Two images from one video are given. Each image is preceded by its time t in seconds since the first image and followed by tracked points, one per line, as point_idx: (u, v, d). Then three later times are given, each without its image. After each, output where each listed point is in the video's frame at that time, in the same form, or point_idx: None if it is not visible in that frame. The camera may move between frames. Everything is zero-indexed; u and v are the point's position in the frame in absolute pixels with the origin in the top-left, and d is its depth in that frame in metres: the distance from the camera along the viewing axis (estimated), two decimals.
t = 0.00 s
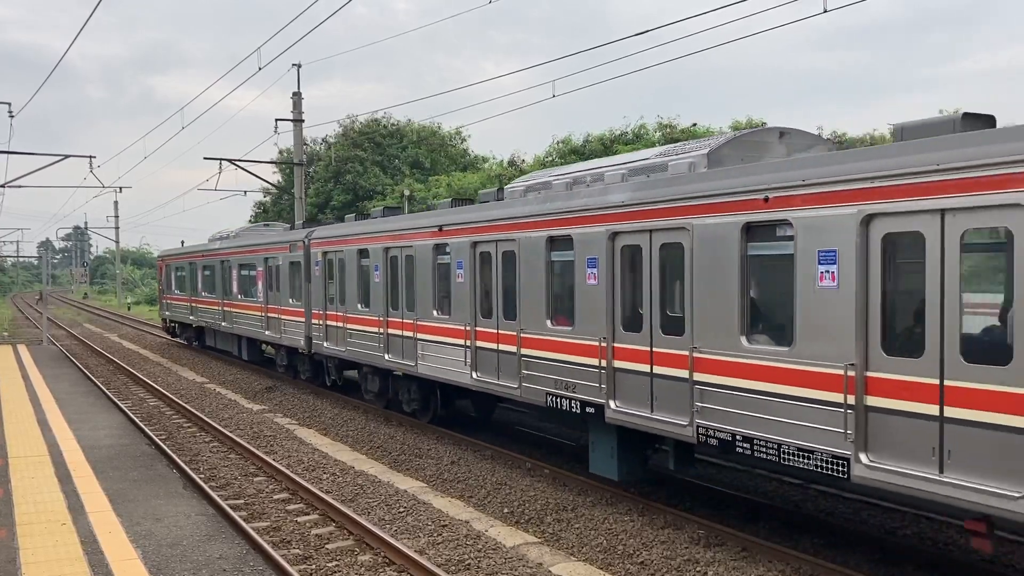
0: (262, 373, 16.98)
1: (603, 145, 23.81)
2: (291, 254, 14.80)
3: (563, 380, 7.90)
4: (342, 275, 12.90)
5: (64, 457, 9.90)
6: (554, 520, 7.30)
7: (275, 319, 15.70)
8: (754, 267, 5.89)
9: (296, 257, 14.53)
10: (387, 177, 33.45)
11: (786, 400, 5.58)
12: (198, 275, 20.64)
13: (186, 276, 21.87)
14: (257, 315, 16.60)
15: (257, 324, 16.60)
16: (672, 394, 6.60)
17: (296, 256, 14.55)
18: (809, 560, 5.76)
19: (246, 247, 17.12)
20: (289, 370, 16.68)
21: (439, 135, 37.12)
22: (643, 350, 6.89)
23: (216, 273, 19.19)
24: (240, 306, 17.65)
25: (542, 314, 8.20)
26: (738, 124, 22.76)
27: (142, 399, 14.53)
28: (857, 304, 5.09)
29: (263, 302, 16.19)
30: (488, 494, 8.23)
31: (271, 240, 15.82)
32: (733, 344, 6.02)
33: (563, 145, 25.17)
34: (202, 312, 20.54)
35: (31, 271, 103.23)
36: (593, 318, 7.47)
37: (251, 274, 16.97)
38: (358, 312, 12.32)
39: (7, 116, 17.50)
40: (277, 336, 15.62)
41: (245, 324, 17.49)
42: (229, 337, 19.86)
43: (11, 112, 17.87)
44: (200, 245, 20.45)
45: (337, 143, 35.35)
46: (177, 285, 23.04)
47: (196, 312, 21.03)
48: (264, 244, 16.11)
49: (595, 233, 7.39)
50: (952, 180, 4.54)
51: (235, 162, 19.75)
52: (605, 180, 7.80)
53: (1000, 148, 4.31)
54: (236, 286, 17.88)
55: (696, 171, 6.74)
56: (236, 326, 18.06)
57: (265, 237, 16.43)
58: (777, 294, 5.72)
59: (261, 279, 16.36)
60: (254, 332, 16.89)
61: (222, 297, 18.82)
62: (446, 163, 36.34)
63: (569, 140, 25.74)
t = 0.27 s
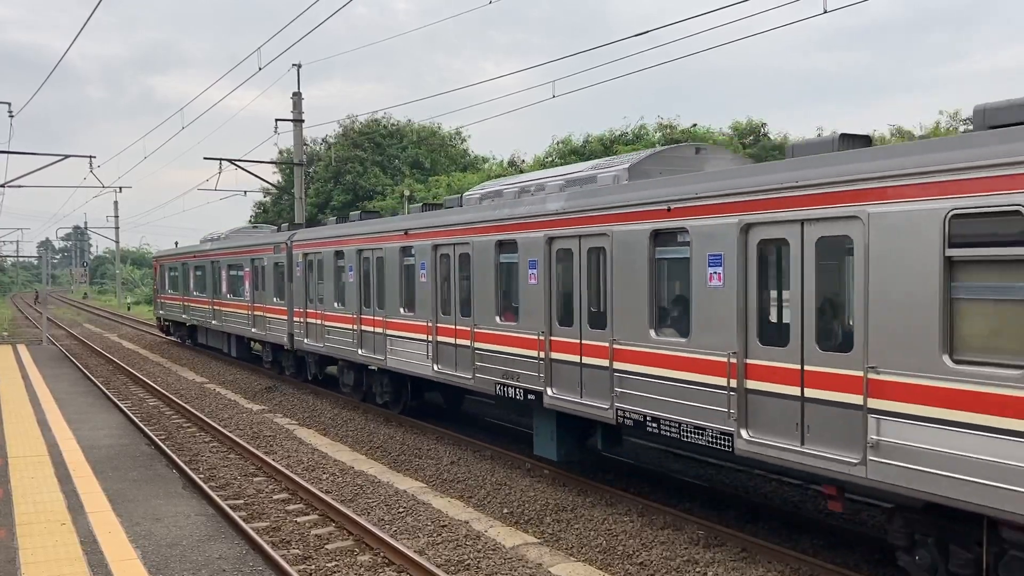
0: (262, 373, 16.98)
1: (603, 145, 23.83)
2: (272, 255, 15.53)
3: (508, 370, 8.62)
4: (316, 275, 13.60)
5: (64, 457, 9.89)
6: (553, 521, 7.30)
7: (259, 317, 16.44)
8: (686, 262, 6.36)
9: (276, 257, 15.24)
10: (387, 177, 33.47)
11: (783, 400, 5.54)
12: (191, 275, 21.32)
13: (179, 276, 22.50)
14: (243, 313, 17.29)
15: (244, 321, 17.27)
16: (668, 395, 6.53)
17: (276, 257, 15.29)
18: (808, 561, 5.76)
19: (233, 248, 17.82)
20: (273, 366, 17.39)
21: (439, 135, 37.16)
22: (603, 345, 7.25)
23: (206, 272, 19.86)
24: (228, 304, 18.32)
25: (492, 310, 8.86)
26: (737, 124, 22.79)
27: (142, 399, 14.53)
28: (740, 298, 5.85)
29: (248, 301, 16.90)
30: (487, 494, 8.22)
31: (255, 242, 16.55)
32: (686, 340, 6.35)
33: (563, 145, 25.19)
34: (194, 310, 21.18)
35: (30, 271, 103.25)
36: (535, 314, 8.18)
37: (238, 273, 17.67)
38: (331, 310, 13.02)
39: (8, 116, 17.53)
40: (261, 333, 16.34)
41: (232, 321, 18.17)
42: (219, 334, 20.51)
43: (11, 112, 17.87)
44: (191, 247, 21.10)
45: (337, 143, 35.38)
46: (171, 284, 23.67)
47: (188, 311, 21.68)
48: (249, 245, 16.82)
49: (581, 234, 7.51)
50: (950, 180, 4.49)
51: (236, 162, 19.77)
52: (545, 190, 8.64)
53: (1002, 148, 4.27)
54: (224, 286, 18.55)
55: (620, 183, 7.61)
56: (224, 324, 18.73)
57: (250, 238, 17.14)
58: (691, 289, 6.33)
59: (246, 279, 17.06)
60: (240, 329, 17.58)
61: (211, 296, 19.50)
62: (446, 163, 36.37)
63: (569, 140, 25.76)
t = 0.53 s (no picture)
0: (262, 373, 16.98)
1: (603, 145, 23.80)
2: (259, 256, 16.37)
3: (462, 361, 9.55)
4: (299, 274, 14.45)
5: (64, 458, 9.89)
6: (553, 521, 7.30)
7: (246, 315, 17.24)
8: (613, 264, 7.13)
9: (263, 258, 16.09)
10: (387, 177, 33.44)
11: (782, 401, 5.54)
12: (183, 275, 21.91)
13: (172, 277, 23.04)
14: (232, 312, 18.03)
15: (233, 320, 17.96)
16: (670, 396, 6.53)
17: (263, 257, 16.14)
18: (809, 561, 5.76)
19: (223, 249, 18.53)
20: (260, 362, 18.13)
21: (439, 135, 37.15)
22: (598, 346, 7.35)
23: (198, 273, 20.50)
24: (218, 303, 18.99)
25: (486, 311, 9.07)
26: (737, 125, 22.77)
27: (141, 399, 14.53)
28: (646, 293, 6.76)
29: (237, 299, 17.66)
30: (487, 495, 8.22)
31: (244, 243, 17.36)
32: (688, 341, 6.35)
33: (563, 146, 25.16)
34: (186, 309, 21.74)
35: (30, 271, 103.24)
36: (484, 310, 9.11)
37: (228, 274, 18.36)
38: (311, 308, 13.90)
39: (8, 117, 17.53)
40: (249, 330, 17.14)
41: (222, 320, 18.88)
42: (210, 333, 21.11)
43: (10, 112, 17.85)
44: (183, 248, 21.69)
45: (337, 143, 35.37)
46: (164, 285, 24.20)
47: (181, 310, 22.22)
48: (237, 247, 17.59)
49: (584, 234, 7.54)
50: (948, 182, 4.49)
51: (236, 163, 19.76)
52: (496, 197, 9.55)
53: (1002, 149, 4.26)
54: (215, 286, 19.21)
55: (556, 193, 8.58)
56: (215, 322, 19.36)
57: (239, 240, 17.91)
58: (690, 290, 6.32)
59: (235, 279, 17.81)
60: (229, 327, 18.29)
61: (202, 295, 20.14)
62: (445, 163, 36.35)
63: (569, 140, 25.76)
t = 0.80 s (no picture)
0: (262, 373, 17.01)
1: (603, 145, 23.79)
2: (245, 257, 17.15)
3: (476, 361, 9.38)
4: (283, 275, 15.32)
5: (64, 458, 9.89)
6: (552, 521, 7.30)
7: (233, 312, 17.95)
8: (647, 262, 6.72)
9: (248, 259, 16.89)
10: (388, 178, 33.44)
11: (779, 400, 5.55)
12: (175, 275, 22.36)
13: (165, 277, 23.41)
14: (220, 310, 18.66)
15: (222, 318, 18.55)
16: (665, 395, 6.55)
17: (249, 258, 16.95)
18: (808, 562, 5.76)
19: (212, 249, 19.16)
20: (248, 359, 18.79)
21: (439, 135, 37.15)
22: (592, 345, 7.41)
23: (189, 272, 20.98)
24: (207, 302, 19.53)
25: (443, 309, 10.04)
26: (738, 126, 22.75)
27: (141, 399, 14.53)
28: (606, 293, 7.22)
29: (225, 298, 18.32)
30: (487, 495, 8.23)
31: (231, 245, 18.08)
32: (683, 340, 6.38)
33: (563, 146, 25.16)
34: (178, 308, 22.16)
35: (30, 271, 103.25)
36: (441, 308, 10.09)
37: (217, 274, 18.96)
38: (293, 306, 14.81)
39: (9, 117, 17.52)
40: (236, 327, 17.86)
41: (211, 318, 19.47)
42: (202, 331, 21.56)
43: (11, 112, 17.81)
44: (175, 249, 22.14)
45: (337, 143, 35.37)
46: (158, 284, 24.57)
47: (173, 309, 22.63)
48: (225, 249, 18.30)
49: (581, 235, 7.57)
50: (942, 185, 4.51)
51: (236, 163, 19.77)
52: (452, 206, 10.61)
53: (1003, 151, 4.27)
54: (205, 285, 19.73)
55: (504, 201, 9.45)
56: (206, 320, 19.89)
57: (227, 242, 18.62)
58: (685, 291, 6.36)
59: (224, 278, 18.48)
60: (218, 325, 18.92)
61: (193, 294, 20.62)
62: (445, 164, 36.35)
63: (570, 140, 25.74)
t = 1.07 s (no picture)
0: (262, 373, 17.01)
1: (603, 146, 23.78)
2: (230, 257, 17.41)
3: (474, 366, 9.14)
4: (263, 274, 15.65)
5: (64, 458, 9.89)
6: (552, 521, 7.30)
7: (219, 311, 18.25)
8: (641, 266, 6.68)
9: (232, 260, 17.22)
10: (387, 178, 33.44)
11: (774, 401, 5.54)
12: (168, 275, 22.49)
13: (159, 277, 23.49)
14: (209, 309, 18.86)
15: (211, 317, 18.74)
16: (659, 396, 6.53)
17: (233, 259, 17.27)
18: (808, 563, 5.76)
19: (201, 250, 19.32)
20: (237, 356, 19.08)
21: (439, 135, 37.14)
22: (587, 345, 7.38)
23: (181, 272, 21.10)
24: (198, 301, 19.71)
25: (407, 307, 10.52)
26: (738, 126, 22.74)
27: (141, 399, 14.53)
28: (601, 294, 7.19)
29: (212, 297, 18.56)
30: (486, 495, 8.23)
31: (218, 246, 18.32)
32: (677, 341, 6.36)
33: (563, 146, 25.16)
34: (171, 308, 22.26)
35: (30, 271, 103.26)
36: (404, 306, 10.56)
37: (207, 273, 19.09)
38: (272, 305, 15.20)
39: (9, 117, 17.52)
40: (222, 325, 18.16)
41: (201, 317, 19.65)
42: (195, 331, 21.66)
43: (11, 112, 17.80)
44: (168, 250, 22.26)
45: (337, 143, 35.37)
46: (153, 285, 24.64)
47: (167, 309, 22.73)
48: (212, 249, 18.54)
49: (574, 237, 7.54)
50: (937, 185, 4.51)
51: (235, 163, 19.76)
52: (416, 211, 10.96)
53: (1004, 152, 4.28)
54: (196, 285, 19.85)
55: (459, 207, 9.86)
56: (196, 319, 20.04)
57: (215, 243, 18.84)
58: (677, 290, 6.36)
59: (212, 278, 18.67)
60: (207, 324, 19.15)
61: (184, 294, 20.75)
62: (445, 164, 36.35)
63: (570, 140, 25.73)
